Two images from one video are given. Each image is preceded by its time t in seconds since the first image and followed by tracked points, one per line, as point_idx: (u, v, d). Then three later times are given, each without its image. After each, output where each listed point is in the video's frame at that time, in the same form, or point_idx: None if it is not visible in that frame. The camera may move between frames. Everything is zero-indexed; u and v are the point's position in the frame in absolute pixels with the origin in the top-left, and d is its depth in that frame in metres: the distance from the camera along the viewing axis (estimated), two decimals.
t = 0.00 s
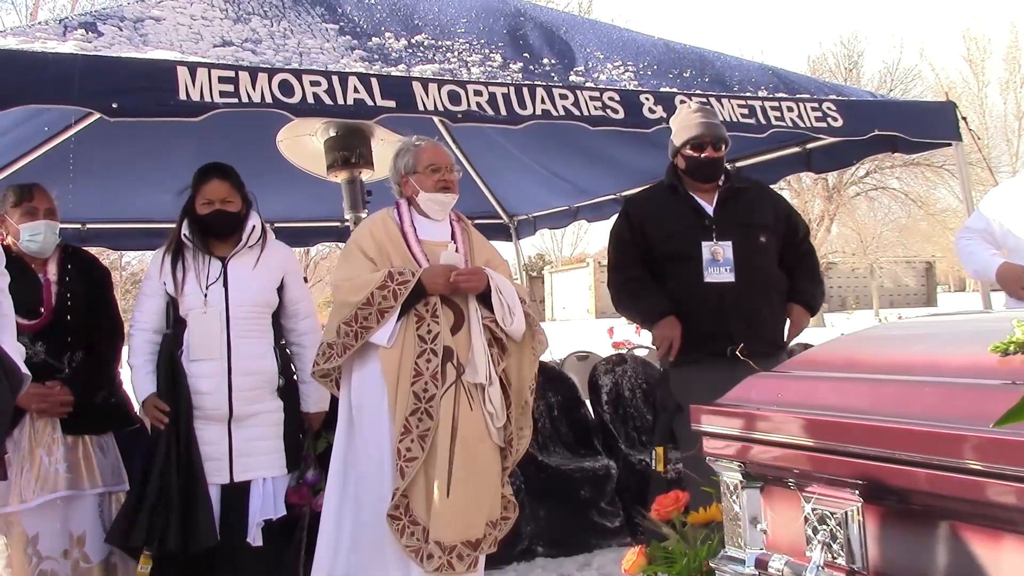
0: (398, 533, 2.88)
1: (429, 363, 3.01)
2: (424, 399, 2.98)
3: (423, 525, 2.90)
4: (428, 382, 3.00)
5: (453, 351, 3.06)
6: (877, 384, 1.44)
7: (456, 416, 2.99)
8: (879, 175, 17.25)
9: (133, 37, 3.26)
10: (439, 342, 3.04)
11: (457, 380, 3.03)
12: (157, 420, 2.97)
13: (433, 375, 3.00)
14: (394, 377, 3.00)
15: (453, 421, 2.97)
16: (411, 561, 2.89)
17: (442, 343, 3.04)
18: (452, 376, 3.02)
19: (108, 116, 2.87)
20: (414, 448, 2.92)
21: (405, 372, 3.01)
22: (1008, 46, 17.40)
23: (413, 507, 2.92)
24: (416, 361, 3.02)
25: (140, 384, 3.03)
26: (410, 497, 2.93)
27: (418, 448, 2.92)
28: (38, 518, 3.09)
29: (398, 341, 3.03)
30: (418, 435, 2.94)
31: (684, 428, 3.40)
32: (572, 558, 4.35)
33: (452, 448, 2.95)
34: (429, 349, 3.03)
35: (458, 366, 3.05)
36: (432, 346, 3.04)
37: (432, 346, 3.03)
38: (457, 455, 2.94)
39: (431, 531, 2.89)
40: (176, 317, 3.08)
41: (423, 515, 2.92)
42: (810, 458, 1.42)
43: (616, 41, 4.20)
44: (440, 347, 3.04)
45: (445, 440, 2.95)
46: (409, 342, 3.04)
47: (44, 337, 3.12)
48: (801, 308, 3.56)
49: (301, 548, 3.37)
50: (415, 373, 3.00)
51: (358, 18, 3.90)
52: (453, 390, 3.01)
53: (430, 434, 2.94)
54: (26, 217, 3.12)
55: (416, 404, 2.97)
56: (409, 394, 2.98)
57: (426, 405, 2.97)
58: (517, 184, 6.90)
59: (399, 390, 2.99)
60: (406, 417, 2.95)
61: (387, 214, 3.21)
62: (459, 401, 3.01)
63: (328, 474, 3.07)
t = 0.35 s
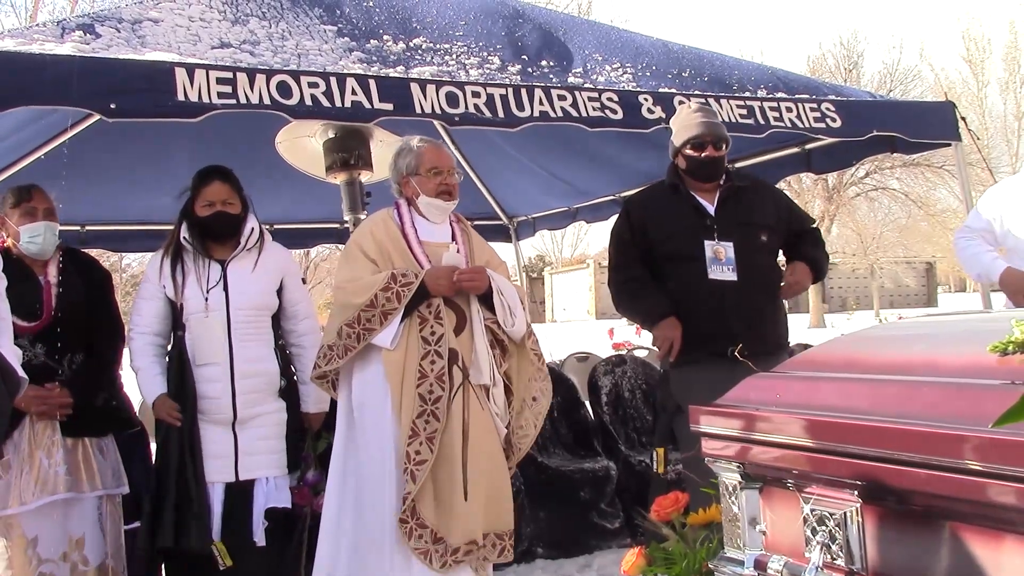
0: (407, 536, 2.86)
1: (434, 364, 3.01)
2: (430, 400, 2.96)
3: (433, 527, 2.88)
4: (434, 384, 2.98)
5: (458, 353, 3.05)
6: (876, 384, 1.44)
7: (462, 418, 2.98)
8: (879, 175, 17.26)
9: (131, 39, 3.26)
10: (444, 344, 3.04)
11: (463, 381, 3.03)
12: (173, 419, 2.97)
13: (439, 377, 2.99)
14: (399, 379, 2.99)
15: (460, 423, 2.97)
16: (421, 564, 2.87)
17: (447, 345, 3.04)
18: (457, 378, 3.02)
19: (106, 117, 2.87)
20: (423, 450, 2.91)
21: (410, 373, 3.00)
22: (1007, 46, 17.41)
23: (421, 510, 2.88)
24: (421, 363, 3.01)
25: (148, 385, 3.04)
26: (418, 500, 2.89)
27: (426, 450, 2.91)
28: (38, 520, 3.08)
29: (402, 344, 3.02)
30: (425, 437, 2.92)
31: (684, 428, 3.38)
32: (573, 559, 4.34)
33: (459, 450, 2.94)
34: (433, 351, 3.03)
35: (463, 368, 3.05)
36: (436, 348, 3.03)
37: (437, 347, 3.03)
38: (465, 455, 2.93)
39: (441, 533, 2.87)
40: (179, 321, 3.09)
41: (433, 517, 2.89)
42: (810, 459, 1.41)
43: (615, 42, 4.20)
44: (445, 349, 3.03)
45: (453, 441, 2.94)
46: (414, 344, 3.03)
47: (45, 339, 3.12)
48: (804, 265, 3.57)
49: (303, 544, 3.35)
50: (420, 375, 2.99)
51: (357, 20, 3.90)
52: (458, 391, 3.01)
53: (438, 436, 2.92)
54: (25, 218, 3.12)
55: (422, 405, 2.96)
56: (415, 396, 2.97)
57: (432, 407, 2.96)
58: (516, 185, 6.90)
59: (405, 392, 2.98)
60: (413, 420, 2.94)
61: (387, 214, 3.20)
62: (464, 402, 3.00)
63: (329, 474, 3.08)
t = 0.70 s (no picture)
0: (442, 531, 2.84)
1: (440, 366, 3.00)
2: (437, 402, 2.95)
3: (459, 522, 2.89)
4: (439, 386, 2.97)
5: (465, 354, 3.05)
6: (878, 385, 1.43)
7: (467, 419, 2.98)
8: (879, 176, 17.25)
9: (132, 39, 3.25)
10: (451, 347, 3.02)
11: (467, 387, 3.02)
12: (173, 427, 2.94)
13: (444, 379, 2.98)
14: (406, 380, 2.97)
15: (467, 424, 2.97)
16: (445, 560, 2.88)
17: (453, 347, 3.03)
18: (462, 381, 3.01)
19: (106, 117, 2.87)
20: (432, 447, 2.89)
21: (416, 375, 2.98)
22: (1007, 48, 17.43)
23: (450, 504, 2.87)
24: (427, 365, 3.00)
25: (143, 389, 2.99)
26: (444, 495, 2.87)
27: (436, 446, 2.89)
28: (41, 521, 3.07)
29: (407, 344, 3.01)
30: (433, 435, 2.90)
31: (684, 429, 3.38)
32: (573, 560, 4.33)
33: (465, 449, 2.95)
34: (439, 353, 3.01)
35: (475, 371, 3.05)
36: (442, 350, 3.02)
37: (443, 350, 3.02)
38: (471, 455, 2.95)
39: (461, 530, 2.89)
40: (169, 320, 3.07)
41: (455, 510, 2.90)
42: (812, 460, 1.41)
43: (616, 43, 4.20)
44: (451, 351, 3.02)
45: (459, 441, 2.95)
46: (418, 346, 3.02)
47: (45, 340, 3.13)
48: (799, 274, 3.50)
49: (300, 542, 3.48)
50: (426, 377, 2.97)
51: (357, 20, 3.90)
52: (467, 398, 3.00)
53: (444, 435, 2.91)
54: (34, 218, 3.12)
55: (429, 406, 2.94)
56: (422, 397, 2.95)
57: (438, 408, 2.94)
58: (516, 186, 6.91)
59: (410, 393, 2.97)
60: (421, 418, 2.92)
61: (390, 214, 3.19)
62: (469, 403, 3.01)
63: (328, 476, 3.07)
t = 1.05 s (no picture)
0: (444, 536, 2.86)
1: (447, 371, 3.01)
2: (442, 407, 2.98)
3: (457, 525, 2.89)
4: (446, 391, 2.99)
5: (471, 360, 3.05)
6: (882, 389, 1.43)
7: (470, 423, 2.98)
8: (885, 179, 17.21)
9: (138, 40, 3.26)
10: (458, 351, 3.04)
11: (474, 390, 3.02)
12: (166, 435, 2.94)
13: (451, 384, 3.00)
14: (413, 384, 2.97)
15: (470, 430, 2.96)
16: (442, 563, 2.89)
17: (460, 351, 3.04)
18: (468, 387, 3.02)
19: (112, 118, 2.88)
20: (441, 452, 2.93)
21: (423, 379, 2.98)
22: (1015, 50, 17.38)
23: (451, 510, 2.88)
24: (434, 369, 3.00)
25: (139, 394, 2.97)
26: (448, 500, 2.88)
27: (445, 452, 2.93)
28: (46, 521, 3.09)
29: (415, 347, 3.01)
30: (440, 440, 2.95)
31: (686, 432, 3.37)
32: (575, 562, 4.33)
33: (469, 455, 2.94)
34: (447, 357, 3.02)
35: (474, 376, 3.04)
36: (449, 354, 3.03)
37: (450, 354, 3.03)
38: (471, 461, 2.93)
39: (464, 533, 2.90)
40: (168, 322, 3.07)
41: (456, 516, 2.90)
42: (815, 464, 1.41)
43: (622, 44, 4.20)
44: (458, 355, 3.03)
45: (462, 447, 2.93)
46: (425, 350, 3.01)
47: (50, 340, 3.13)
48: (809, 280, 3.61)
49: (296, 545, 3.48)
50: (434, 381, 2.99)
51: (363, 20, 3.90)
52: (468, 400, 3.00)
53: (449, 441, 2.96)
54: (38, 218, 3.12)
55: (436, 411, 2.97)
56: (429, 402, 2.96)
57: (443, 413, 2.98)
58: (521, 188, 6.91)
59: (418, 397, 2.97)
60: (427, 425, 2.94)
61: (398, 214, 3.20)
62: (473, 408, 3.00)
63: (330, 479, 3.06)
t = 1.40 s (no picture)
0: (426, 539, 2.87)
1: (453, 372, 3.00)
2: (448, 409, 2.97)
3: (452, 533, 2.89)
4: (452, 393, 2.99)
5: (478, 360, 3.06)
6: (883, 391, 1.43)
7: (479, 426, 3.00)
8: (887, 182, 17.21)
9: (139, 43, 3.27)
10: (463, 352, 3.03)
11: (482, 391, 3.04)
12: (162, 439, 2.96)
13: (457, 385, 2.99)
14: (419, 387, 2.98)
15: (476, 431, 2.98)
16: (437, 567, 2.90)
17: (466, 352, 3.04)
18: (480, 388, 3.04)
19: (113, 121, 2.88)
20: (439, 459, 2.90)
21: (428, 380, 2.99)
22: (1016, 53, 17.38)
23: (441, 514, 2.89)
24: (440, 370, 3.00)
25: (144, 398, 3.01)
26: (438, 505, 2.89)
27: (442, 459, 2.90)
28: (47, 524, 3.08)
29: (421, 348, 3.02)
30: (443, 445, 2.92)
31: (688, 434, 3.38)
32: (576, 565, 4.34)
33: (474, 458, 2.96)
34: (452, 359, 3.02)
35: (486, 377, 3.06)
36: (455, 356, 3.02)
37: (456, 355, 3.02)
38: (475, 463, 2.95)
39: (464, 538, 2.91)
40: (172, 325, 3.07)
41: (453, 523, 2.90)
42: (816, 466, 1.40)
43: (623, 46, 4.21)
44: (465, 357, 3.03)
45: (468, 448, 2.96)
46: (431, 352, 3.02)
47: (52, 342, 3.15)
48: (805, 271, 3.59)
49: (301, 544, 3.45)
50: (439, 382, 2.99)
51: (364, 23, 3.90)
52: (478, 402, 3.03)
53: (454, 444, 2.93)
54: (38, 223, 3.13)
55: (441, 413, 2.95)
56: (434, 404, 2.96)
57: (449, 415, 2.96)
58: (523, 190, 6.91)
59: (423, 399, 2.97)
60: (431, 428, 2.93)
61: (401, 215, 3.21)
62: (477, 411, 3.01)
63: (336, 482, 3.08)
